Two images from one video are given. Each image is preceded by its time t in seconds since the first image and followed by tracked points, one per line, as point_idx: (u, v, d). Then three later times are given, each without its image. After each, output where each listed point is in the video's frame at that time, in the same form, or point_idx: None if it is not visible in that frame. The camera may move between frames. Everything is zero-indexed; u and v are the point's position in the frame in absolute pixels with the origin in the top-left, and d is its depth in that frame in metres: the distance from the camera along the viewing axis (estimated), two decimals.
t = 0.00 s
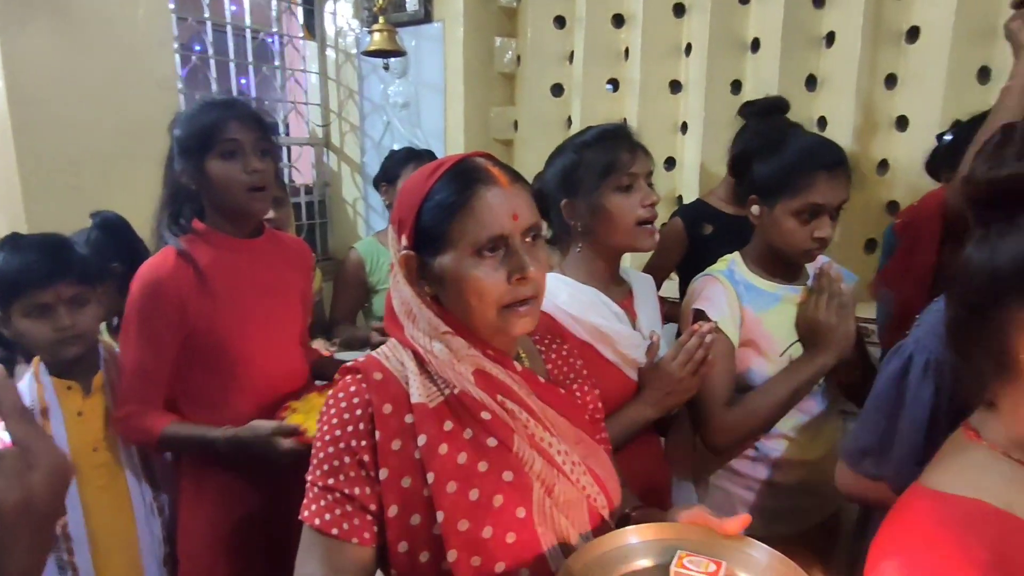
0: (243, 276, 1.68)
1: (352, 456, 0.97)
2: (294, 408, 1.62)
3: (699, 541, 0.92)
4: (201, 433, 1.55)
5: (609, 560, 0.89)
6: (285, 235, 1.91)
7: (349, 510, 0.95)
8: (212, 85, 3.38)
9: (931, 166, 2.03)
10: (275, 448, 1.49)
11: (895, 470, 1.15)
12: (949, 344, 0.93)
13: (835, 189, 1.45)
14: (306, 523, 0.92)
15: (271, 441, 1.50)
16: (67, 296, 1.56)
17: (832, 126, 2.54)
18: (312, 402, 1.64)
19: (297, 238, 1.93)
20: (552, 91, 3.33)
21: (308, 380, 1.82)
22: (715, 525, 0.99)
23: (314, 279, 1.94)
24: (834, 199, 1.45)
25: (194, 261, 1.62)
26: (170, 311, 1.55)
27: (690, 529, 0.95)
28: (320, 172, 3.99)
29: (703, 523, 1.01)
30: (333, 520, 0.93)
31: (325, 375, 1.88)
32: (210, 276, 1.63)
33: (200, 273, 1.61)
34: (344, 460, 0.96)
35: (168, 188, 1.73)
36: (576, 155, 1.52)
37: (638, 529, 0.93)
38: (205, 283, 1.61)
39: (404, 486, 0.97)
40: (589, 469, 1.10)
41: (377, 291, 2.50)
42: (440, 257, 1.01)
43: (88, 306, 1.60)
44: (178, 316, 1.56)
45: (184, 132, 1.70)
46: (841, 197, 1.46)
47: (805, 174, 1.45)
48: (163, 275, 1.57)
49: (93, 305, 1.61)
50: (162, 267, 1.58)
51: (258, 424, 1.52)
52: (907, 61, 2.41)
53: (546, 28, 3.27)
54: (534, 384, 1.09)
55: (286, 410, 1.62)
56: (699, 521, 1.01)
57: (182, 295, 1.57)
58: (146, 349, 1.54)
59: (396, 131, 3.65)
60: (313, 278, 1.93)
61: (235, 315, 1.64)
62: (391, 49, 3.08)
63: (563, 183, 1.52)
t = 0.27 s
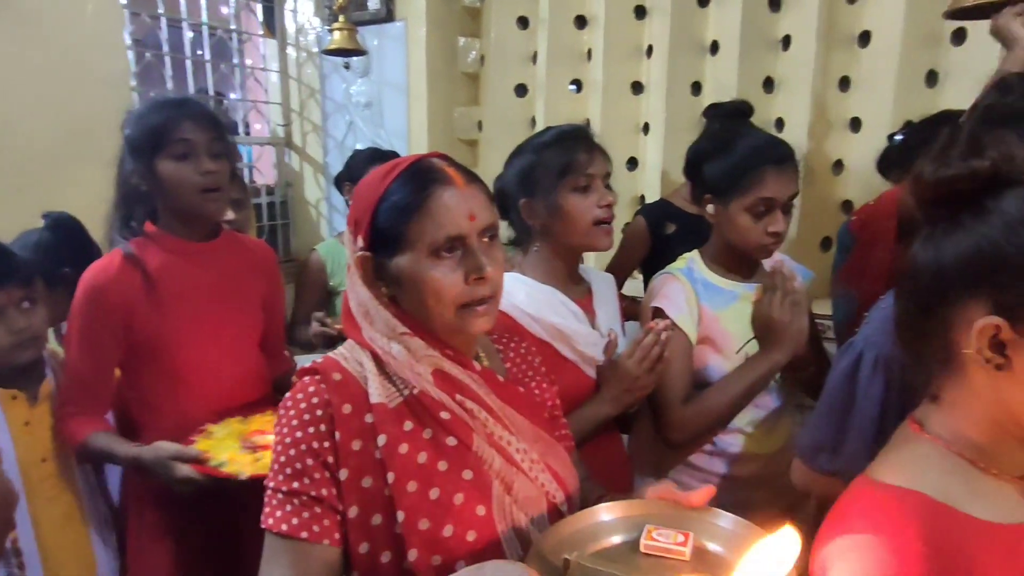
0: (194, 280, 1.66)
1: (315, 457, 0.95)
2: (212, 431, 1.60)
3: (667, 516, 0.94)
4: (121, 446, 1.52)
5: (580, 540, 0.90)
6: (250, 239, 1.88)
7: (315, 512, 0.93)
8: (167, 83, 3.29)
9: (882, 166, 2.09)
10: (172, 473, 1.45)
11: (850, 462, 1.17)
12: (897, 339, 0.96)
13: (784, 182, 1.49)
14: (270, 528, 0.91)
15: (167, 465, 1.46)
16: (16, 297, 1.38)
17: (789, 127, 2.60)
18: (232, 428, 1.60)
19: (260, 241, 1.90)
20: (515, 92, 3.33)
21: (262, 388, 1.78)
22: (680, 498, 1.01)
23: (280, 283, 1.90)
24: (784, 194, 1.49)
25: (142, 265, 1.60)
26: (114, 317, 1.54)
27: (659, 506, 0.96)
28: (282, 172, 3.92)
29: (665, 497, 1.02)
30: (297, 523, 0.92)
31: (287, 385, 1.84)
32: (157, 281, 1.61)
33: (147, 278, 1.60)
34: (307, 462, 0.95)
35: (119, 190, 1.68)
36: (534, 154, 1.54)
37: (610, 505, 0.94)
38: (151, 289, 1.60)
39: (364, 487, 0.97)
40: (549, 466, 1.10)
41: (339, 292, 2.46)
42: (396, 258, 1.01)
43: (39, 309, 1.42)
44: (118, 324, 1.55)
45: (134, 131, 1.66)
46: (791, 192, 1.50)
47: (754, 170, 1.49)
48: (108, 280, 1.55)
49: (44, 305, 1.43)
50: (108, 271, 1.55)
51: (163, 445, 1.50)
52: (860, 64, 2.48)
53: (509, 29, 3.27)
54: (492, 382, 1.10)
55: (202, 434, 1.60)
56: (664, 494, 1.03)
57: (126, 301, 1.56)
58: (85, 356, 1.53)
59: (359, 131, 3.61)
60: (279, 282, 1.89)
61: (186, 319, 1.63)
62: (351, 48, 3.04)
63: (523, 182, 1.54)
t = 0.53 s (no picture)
0: (148, 280, 1.62)
1: (277, 458, 0.94)
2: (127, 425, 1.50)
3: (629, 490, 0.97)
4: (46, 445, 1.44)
5: (549, 513, 0.93)
6: (213, 241, 1.84)
7: (280, 511, 0.92)
8: (121, 81, 3.20)
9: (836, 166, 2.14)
10: (68, 467, 1.35)
11: (808, 453, 1.20)
12: (846, 335, 0.98)
13: (736, 176, 1.54)
14: (234, 532, 0.88)
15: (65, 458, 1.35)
16: None
17: (748, 127, 2.65)
18: (151, 423, 1.50)
19: (225, 244, 1.86)
20: (479, 91, 3.32)
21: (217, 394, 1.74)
22: (646, 468, 1.03)
23: (244, 288, 1.84)
24: (737, 187, 1.53)
25: (93, 267, 1.57)
26: (62, 320, 1.50)
27: (620, 481, 0.99)
28: (242, 172, 3.85)
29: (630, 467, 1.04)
30: (262, 523, 0.90)
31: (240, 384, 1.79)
32: (109, 283, 1.57)
33: (99, 280, 1.56)
34: (269, 462, 0.94)
35: (70, 191, 1.64)
36: (498, 153, 1.54)
37: (573, 482, 0.97)
38: (103, 291, 1.56)
39: (325, 487, 0.96)
40: (508, 463, 1.11)
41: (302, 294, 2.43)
42: (353, 258, 1.01)
43: None
44: (67, 326, 1.51)
45: (85, 131, 1.63)
46: (744, 186, 1.55)
47: (707, 167, 1.54)
48: (55, 281, 1.51)
49: None
50: (53, 272, 1.52)
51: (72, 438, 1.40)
52: (814, 66, 2.54)
53: (473, 28, 3.26)
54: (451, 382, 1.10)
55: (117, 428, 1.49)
56: (631, 468, 1.04)
57: (76, 303, 1.52)
58: (31, 359, 1.48)
59: (321, 130, 3.56)
60: (243, 286, 1.84)
61: (140, 321, 1.59)
62: (312, 46, 3.00)
63: (485, 181, 1.55)
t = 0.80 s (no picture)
0: (102, 282, 1.58)
1: (230, 461, 0.92)
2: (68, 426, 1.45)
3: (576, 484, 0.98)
4: None
5: (496, 512, 0.91)
6: (174, 242, 1.78)
7: (232, 515, 0.90)
8: (73, 78, 3.10)
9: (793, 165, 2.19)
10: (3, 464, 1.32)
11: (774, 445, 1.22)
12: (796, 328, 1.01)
13: (695, 172, 1.57)
14: (185, 538, 0.86)
15: None
16: None
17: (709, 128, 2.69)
18: (93, 421, 1.46)
19: (190, 248, 1.80)
20: (444, 90, 3.29)
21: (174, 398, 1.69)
22: (600, 462, 1.04)
23: (207, 292, 1.78)
24: (696, 183, 1.56)
25: (43, 269, 1.52)
26: (6, 323, 1.46)
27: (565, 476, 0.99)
28: (202, 172, 3.77)
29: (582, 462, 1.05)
30: (213, 528, 0.88)
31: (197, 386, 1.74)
32: (59, 285, 1.53)
33: (48, 283, 1.52)
34: (222, 466, 0.92)
35: (20, 189, 1.61)
36: (461, 151, 1.54)
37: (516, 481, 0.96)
38: (52, 294, 1.52)
39: (280, 490, 0.95)
40: (470, 461, 1.11)
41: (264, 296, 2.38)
42: (308, 258, 1.00)
43: None
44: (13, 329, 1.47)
45: (35, 128, 1.59)
46: (703, 182, 1.57)
47: (665, 164, 1.57)
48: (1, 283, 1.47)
49: None
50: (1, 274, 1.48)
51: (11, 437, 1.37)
52: (773, 68, 2.59)
53: (437, 27, 3.24)
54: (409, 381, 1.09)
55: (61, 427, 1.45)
56: (586, 462, 1.04)
57: (23, 305, 1.48)
58: None
59: (283, 129, 3.50)
60: (207, 289, 1.78)
61: (93, 324, 1.55)
62: (272, 44, 2.95)
63: (448, 179, 1.55)
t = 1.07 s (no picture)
0: (57, 286, 1.54)
1: (180, 468, 0.91)
2: (63, 447, 1.46)
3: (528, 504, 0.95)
4: None
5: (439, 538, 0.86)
6: (129, 246, 1.75)
7: (178, 524, 0.89)
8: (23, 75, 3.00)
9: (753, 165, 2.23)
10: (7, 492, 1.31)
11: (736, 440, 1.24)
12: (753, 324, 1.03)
13: (657, 169, 1.59)
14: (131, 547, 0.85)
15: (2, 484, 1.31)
16: None
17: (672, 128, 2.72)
18: (88, 441, 1.47)
19: (145, 250, 1.77)
20: (409, 90, 3.26)
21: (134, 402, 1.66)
22: (552, 484, 1.04)
23: (162, 293, 1.76)
24: (658, 180, 1.58)
25: None
26: None
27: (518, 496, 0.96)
28: (161, 172, 3.68)
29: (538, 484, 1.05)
30: (159, 537, 0.87)
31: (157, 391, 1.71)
32: (11, 290, 1.48)
33: None
34: (171, 473, 0.90)
35: None
36: (426, 150, 1.53)
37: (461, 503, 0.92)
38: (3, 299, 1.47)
39: (235, 497, 0.94)
40: (434, 463, 1.10)
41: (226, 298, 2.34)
42: (265, 258, 0.98)
43: None
44: None
45: None
46: (665, 178, 1.59)
47: (628, 162, 1.59)
48: None
49: None
50: None
51: None
52: (734, 69, 2.64)
53: (402, 26, 3.21)
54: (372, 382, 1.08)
55: (54, 448, 1.45)
56: (539, 482, 1.05)
57: None
58: None
59: (245, 128, 3.44)
60: (161, 291, 1.76)
61: (49, 329, 1.51)
62: (232, 41, 2.89)
63: (412, 177, 1.54)
